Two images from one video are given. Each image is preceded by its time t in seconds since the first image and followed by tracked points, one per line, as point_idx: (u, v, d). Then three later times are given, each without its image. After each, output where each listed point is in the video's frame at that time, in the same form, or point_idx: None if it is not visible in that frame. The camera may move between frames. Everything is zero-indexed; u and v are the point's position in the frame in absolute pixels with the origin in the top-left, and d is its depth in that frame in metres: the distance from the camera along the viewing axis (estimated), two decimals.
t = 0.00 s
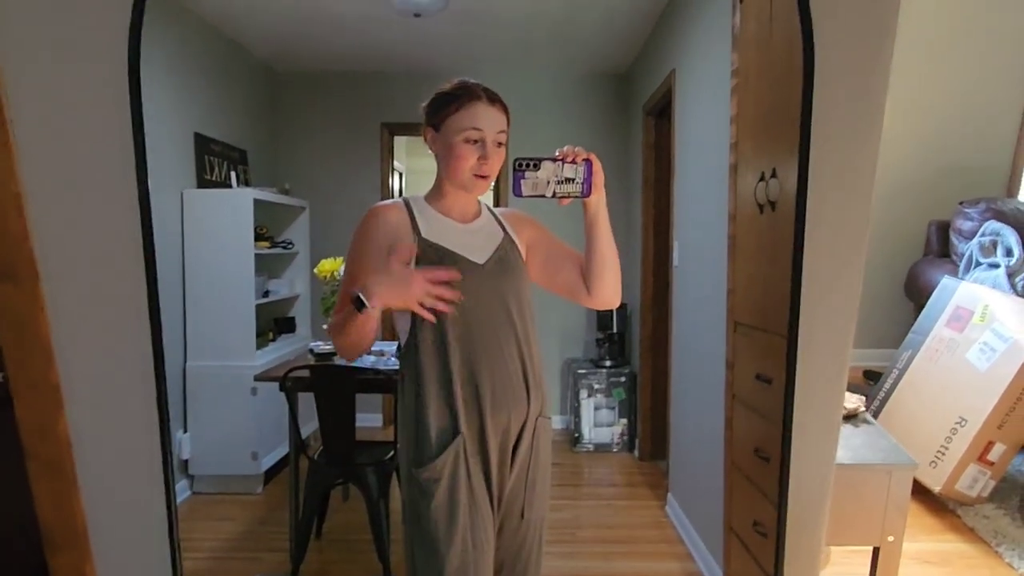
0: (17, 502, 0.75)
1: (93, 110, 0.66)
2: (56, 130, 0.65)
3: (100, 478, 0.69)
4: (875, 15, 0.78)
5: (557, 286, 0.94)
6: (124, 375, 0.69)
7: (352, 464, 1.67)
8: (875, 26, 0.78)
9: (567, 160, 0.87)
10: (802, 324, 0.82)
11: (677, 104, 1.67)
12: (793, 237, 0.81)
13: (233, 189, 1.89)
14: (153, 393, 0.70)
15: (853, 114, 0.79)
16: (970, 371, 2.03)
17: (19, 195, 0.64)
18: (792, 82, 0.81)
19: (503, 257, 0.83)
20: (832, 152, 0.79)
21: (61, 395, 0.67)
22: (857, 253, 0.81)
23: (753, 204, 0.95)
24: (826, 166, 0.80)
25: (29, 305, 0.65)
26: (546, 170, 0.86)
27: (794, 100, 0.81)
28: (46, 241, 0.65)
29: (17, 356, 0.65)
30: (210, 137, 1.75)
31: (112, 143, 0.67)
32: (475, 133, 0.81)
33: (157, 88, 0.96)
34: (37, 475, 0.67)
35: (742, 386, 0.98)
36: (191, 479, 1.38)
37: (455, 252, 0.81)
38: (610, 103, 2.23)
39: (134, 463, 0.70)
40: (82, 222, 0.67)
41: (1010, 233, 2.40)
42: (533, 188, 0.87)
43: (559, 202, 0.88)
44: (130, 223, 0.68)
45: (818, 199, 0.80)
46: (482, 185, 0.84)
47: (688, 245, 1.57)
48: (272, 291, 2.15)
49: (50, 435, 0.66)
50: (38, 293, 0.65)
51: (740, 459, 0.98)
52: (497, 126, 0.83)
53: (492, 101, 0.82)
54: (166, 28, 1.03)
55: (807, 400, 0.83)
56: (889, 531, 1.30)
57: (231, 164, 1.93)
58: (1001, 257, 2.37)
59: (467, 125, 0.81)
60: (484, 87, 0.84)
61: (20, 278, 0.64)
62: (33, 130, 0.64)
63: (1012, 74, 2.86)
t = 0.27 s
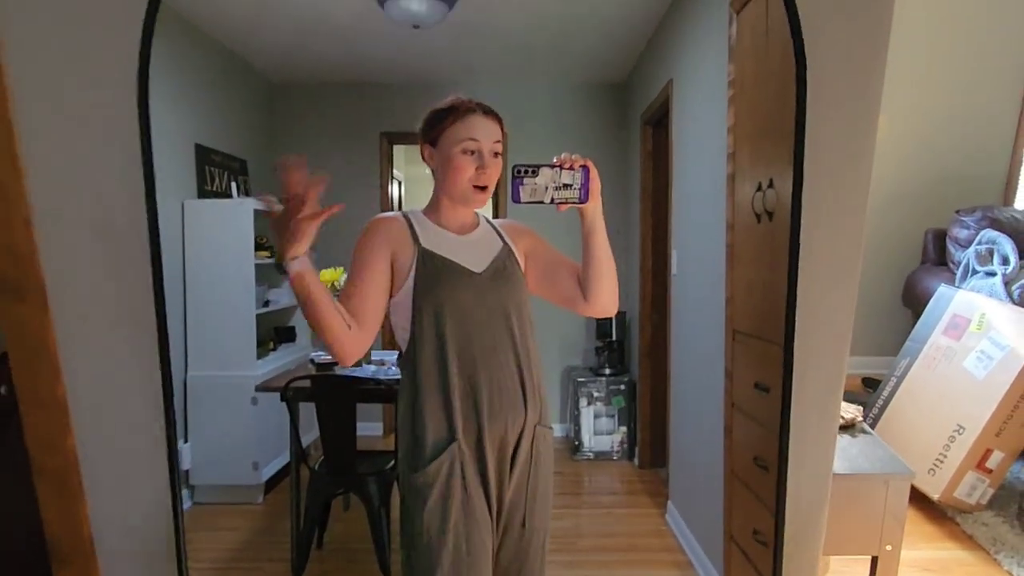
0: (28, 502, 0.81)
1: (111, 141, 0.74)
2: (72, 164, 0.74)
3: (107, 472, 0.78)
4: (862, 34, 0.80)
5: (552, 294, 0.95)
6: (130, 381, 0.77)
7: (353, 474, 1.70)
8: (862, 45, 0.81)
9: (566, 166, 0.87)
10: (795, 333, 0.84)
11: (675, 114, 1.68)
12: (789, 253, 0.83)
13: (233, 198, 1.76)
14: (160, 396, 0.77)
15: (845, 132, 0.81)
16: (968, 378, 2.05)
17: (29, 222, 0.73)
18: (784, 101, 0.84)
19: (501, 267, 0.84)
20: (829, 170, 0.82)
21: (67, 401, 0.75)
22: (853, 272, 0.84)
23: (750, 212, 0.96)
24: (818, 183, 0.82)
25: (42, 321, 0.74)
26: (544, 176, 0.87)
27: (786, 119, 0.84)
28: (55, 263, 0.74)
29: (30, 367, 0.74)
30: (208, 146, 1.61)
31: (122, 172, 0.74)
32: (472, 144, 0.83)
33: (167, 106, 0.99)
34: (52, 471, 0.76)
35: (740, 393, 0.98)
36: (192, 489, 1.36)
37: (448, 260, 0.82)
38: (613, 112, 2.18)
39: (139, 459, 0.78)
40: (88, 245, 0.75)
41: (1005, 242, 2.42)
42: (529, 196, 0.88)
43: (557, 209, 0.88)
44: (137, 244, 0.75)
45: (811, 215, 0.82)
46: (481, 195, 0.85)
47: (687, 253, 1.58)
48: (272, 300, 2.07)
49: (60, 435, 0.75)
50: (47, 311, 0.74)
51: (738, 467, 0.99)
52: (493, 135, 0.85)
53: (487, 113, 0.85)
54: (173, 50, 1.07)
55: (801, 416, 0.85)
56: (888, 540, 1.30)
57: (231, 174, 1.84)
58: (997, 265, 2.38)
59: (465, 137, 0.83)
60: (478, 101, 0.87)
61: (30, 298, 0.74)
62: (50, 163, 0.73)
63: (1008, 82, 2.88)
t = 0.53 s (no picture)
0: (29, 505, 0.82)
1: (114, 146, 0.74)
2: (75, 169, 0.74)
3: (106, 475, 0.78)
4: (850, 42, 0.83)
5: (552, 299, 0.96)
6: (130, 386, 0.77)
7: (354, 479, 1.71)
8: (850, 52, 0.83)
9: (564, 172, 0.88)
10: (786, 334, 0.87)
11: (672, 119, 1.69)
12: (782, 257, 0.86)
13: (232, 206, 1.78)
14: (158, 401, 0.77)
15: (835, 138, 0.84)
16: (965, 381, 2.07)
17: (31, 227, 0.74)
18: (775, 108, 0.86)
19: (500, 271, 0.84)
20: (822, 174, 0.84)
21: (67, 404, 0.76)
22: (847, 274, 0.85)
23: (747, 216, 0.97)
24: (811, 187, 0.84)
25: (42, 325, 0.75)
26: (543, 182, 0.88)
27: (778, 126, 0.86)
28: (54, 268, 0.75)
29: (32, 371, 0.75)
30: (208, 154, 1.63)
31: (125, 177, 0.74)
32: (472, 151, 0.84)
33: (168, 112, 1.00)
34: (53, 472, 0.77)
35: (739, 398, 0.97)
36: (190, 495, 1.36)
37: (450, 265, 0.82)
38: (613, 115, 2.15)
39: (137, 463, 0.78)
40: (89, 250, 0.75)
41: (1002, 246, 2.43)
42: (528, 202, 0.89)
43: (555, 214, 0.88)
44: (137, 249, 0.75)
45: (802, 219, 0.85)
46: (481, 201, 0.86)
47: (686, 256, 1.57)
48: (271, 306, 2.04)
49: (60, 438, 0.76)
50: (48, 315, 0.75)
51: (737, 470, 0.98)
52: (492, 143, 0.86)
53: (486, 120, 0.86)
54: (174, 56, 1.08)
55: (799, 416, 0.88)
56: (884, 542, 1.31)
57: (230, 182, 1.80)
58: (993, 269, 2.39)
59: (465, 144, 0.84)
60: (477, 109, 0.88)
61: (31, 303, 0.74)
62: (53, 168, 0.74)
63: (998, 88, 2.91)
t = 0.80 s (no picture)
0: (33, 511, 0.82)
1: (120, 151, 0.75)
2: (80, 176, 0.75)
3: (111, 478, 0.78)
4: (851, 46, 0.83)
5: (556, 305, 0.96)
6: (137, 389, 0.78)
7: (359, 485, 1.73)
8: (850, 56, 0.83)
9: (566, 177, 0.88)
10: (787, 337, 0.87)
11: (675, 124, 1.69)
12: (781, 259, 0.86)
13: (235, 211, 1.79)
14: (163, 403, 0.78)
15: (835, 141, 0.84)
16: (969, 385, 2.06)
17: (36, 231, 0.74)
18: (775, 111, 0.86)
19: (504, 275, 0.85)
20: (819, 178, 0.85)
21: (73, 408, 0.76)
22: (848, 275, 0.86)
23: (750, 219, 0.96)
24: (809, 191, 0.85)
25: (47, 330, 0.74)
26: (546, 187, 0.87)
27: (778, 129, 0.86)
28: (60, 272, 0.75)
29: (38, 376, 0.75)
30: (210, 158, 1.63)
31: (130, 184, 0.76)
32: (477, 156, 0.85)
33: (170, 117, 1.00)
34: (58, 476, 0.77)
35: (743, 403, 0.96)
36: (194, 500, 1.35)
37: (456, 271, 0.83)
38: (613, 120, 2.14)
39: (141, 465, 0.79)
40: (96, 254, 0.76)
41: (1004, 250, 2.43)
42: (531, 206, 0.87)
43: (558, 220, 0.89)
44: (143, 254, 0.76)
45: (803, 222, 0.85)
46: (487, 206, 0.87)
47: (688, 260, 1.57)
48: (274, 311, 2.04)
49: (64, 442, 0.76)
50: (53, 320, 0.75)
51: (742, 475, 0.97)
52: (497, 149, 0.87)
53: (492, 126, 0.86)
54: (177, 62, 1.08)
55: (798, 422, 0.89)
56: (889, 546, 1.30)
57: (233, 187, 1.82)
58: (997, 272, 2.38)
59: (470, 150, 0.85)
60: (483, 114, 0.89)
61: (37, 307, 0.74)
62: (58, 173, 0.74)
63: (996, 91, 2.92)
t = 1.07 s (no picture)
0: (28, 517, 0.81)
1: (115, 154, 0.75)
2: (75, 178, 0.74)
3: (108, 480, 0.78)
4: (845, 50, 0.83)
5: (554, 309, 0.96)
6: (131, 393, 0.77)
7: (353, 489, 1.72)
8: (843, 59, 0.83)
9: (563, 181, 0.89)
10: (783, 339, 0.87)
11: (671, 128, 1.69)
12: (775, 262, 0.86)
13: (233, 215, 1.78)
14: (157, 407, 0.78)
15: (829, 144, 0.84)
16: (965, 387, 2.07)
17: (33, 234, 0.73)
18: (768, 113, 0.87)
19: (501, 279, 0.85)
20: (813, 181, 0.85)
21: (70, 412, 0.75)
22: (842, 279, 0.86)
23: (745, 222, 0.96)
24: (801, 194, 0.85)
25: (43, 333, 0.74)
26: (543, 191, 0.88)
27: (772, 130, 0.87)
28: (56, 275, 0.74)
29: (35, 381, 0.74)
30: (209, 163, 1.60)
31: (124, 187, 0.75)
32: (476, 162, 0.84)
33: (167, 121, 1.00)
34: (53, 481, 0.75)
35: (738, 404, 0.99)
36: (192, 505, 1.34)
37: (453, 275, 0.83)
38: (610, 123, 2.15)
39: (138, 466, 0.78)
40: (90, 257, 0.75)
41: (1000, 251, 2.44)
42: (529, 210, 0.89)
43: (556, 222, 0.89)
44: (138, 258, 0.76)
45: (796, 225, 0.85)
46: (482, 211, 0.86)
47: (684, 263, 1.58)
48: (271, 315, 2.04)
49: (61, 446, 0.75)
50: (50, 323, 0.74)
51: (738, 477, 0.98)
52: (497, 155, 0.86)
53: (492, 131, 0.86)
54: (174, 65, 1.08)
55: (791, 422, 0.87)
56: (884, 547, 1.31)
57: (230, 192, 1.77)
58: (992, 274, 2.39)
59: (469, 155, 0.83)
60: (483, 118, 0.88)
61: (33, 310, 0.73)
62: (52, 176, 0.74)
63: (989, 94, 2.94)
